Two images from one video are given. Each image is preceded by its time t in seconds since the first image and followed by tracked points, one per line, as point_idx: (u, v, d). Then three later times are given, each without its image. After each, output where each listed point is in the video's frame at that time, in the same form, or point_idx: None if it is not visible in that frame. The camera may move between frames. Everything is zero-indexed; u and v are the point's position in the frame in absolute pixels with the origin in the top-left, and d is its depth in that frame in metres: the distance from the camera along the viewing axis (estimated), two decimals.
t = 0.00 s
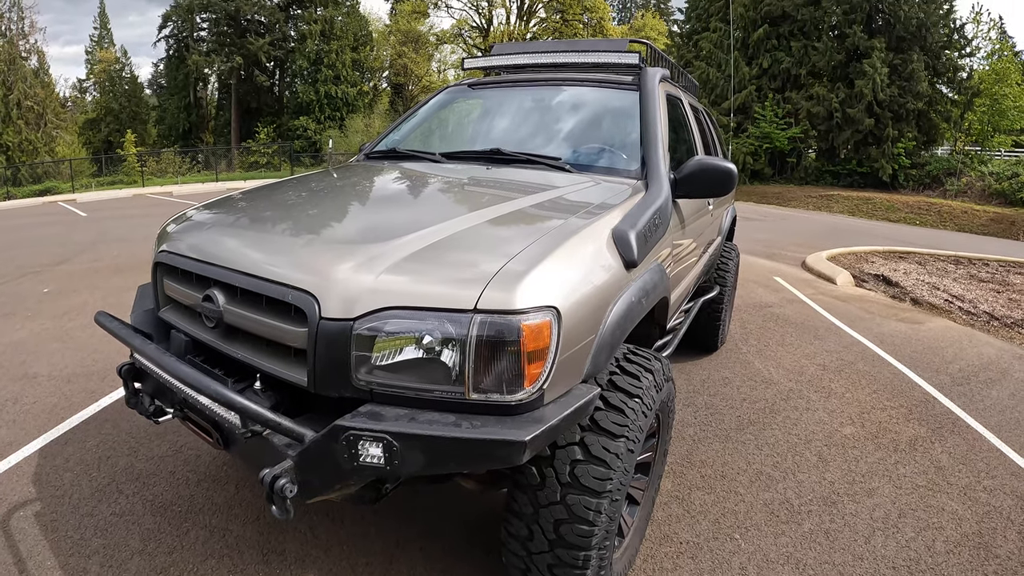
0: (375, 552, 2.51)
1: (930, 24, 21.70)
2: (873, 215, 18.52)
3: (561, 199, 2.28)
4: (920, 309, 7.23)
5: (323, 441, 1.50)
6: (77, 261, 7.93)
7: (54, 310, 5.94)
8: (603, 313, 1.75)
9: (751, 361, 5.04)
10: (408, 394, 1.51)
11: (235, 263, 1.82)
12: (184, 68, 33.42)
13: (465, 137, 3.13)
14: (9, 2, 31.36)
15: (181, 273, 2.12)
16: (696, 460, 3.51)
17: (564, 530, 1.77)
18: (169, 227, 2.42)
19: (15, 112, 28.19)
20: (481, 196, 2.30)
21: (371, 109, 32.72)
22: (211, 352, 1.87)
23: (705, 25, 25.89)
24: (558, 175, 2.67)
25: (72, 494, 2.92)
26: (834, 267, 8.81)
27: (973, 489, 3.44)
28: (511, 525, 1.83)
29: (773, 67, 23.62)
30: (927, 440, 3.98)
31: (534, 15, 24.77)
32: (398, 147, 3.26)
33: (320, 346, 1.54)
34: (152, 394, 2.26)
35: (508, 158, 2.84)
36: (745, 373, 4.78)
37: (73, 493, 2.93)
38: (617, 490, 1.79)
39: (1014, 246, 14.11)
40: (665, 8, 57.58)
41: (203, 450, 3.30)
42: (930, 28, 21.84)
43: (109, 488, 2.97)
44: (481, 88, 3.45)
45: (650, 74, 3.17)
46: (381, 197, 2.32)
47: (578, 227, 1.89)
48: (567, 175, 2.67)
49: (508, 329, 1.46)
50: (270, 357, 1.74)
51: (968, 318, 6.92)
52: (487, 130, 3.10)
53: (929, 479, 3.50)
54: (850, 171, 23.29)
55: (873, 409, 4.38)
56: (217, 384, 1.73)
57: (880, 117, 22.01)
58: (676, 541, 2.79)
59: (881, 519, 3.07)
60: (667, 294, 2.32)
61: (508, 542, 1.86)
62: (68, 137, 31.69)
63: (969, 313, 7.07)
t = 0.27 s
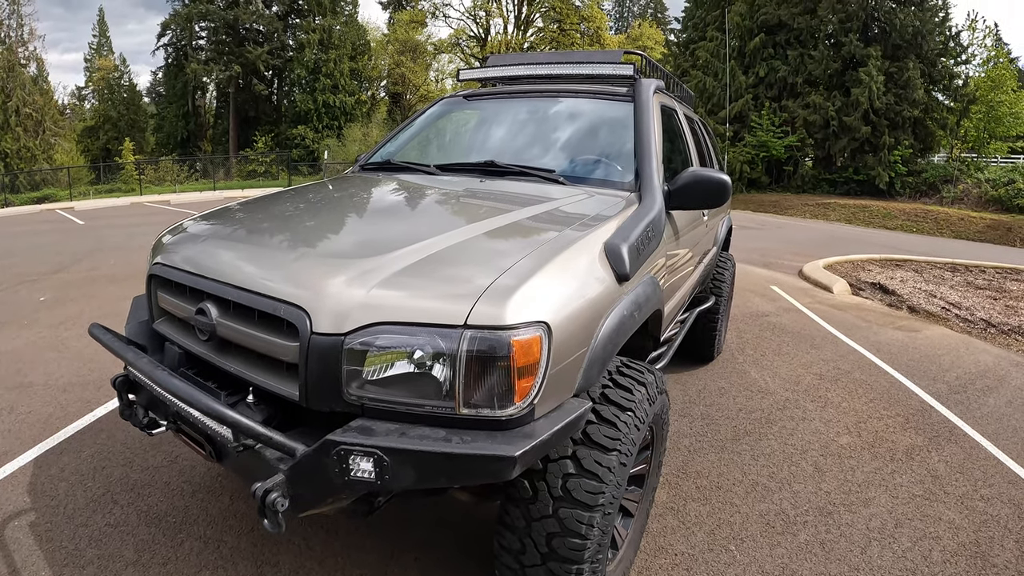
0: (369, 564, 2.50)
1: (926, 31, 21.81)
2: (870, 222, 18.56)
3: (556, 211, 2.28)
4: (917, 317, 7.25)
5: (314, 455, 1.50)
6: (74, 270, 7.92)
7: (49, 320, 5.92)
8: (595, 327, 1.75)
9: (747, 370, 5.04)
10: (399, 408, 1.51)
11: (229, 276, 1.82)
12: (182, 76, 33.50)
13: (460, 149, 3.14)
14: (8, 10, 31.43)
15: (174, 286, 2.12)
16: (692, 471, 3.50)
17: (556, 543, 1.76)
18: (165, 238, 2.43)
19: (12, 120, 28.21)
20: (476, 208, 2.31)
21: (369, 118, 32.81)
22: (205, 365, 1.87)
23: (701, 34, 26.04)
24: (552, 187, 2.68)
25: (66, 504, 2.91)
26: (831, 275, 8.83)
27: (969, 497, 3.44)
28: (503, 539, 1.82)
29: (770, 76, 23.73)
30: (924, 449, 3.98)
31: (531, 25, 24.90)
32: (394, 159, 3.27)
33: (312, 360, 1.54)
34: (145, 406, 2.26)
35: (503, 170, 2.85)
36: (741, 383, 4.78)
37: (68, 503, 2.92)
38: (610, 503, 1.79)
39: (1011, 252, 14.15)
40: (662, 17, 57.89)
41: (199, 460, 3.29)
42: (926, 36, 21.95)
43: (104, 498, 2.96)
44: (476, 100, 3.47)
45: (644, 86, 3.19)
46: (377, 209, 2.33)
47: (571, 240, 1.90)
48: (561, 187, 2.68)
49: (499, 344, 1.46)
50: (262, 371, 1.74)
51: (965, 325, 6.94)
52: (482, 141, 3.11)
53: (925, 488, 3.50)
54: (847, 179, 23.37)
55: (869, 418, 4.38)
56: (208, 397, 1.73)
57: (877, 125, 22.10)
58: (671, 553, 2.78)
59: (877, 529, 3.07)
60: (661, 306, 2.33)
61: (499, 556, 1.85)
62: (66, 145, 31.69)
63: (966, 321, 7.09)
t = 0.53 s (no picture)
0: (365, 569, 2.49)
1: (925, 34, 21.83)
2: (869, 225, 18.57)
3: (552, 217, 2.28)
4: (916, 320, 7.25)
5: (306, 463, 1.50)
6: (74, 273, 7.94)
7: (48, 323, 5.93)
8: (587, 334, 1.76)
9: (746, 375, 5.04)
10: (391, 415, 1.52)
11: (224, 283, 1.82)
12: (182, 79, 33.56)
13: (457, 154, 3.14)
14: (8, 13, 31.52)
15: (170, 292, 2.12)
16: (689, 476, 3.50)
17: (549, 550, 1.76)
18: (162, 243, 2.43)
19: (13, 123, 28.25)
20: (473, 213, 2.31)
21: (369, 121, 32.86)
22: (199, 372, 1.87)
23: (701, 38, 26.10)
24: (548, 193, 2.68)
25: (64, 508, 2.91)
26: (830, 279, 8.83)
27: (968, 502, 3.44)
28: (497, 546, 1.81)
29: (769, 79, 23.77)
30: (922, 453, 3.98)
31: (530, 28, 24.95)
32: (391, 164, 3.27)
33: (304, 368, 1.55)
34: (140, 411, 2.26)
35: (499, 176, 2.85)
36: (739, 388, 4.78)
37: (65, 507, 2.92)
38: (603, 510, 1.79)
39: (1011, 255, 14.14)
40: (662, 20, 57.98)
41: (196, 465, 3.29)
42: (925, 39, 21.97)
43: (102, 502, 2.96)
44: (473, 104, 3.47)
45: (641, 90, 3.19)
46: (375, 214, 2.33)
47: (566, 246, 1.90)
48: (557, 193, 2.68)
49: (490, 352, 1.47)
50: (256, 377, 1.74)
51: (964, 328, 6.94)
52: (479, 147, 3.11)
53: (924, 493, 3.49)
54: (846, 182, 23.39)
55: (868, 422, 4.38)
56: (203, 404, 1.73)
57: (876, 127, 22.10)
58: (667, 559, 2.78)
59: (875, 534, 3.06)
60: (656, 312, 2.34)
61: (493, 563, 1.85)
62: (66, 148, 31.73)
63: (965, 324, 7.08)
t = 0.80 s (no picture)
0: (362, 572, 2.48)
1: (925, 36, 21.85)
2: (869, 228, 18.58)
3: (550, 220, 2.29)
4: (916, 322, 7.24)
5: (301, 466, 1.51)
6: (74, 276, 7.94)
7: (48, 326, 5.93)
8: (583, 337, 1.76)
9: (745, 378, 5.04)
10: (387, 419, 1.52)
11: (222, 286, 1.82)
12: (183, 82, 33.60)
13: (455, 157, 3.14)
14: (9, 16, 31.58)
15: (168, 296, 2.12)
16: (688, 479, 3.50)
17: (545, 554, 1.76)
18: (161, 246, 2.43)
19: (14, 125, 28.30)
20: (470, 216, 2.31)
21: (370, 124, 32.91)
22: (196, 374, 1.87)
23: (700, 41, 26.14)
24: (545, 196, 2.68)
25: (62, 511, 2.91)
26: (830, 281, 8.83)
27: (968, 504, 3.43)
28: (492, 550, 1.81)
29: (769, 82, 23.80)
30: (922, 455, 3.97)
31: (530, 31, 24.98)
32: (389, 168, 3.27)
33: (299, 371, 1.55)
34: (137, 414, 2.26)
35: (496, 179, 2.85)
36: (739, 391, 4.78)
37: (64, 510, 2.92)
38: (599, 514, 1.79)
39: (1012, 257, 14.13)
40: (662, 23, 58.04)
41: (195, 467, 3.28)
42: (925, 41, 21.99)
43: (100, 505, 2.95)
44: (472, 107, 3.47)
45: (639, 93, 3.19)
46: (374, 217, 2.33)
47: (563, 249, 1.90)
48: (555, 196, 2.68)
49: (485, 356, 1.47)
50: (251, 380, 1.74)
51: (964, 330, 6.93)
52: (476, 150, 3.12)
53: (923, 495, 3.49)
54: (846, 184, 23.41)
55: (867, 425, 4.37)
56: (198, 407, 1.73)
57: (876, 130, 22.12)
58: (665, 562, 2.78)
59: (874, 537, 3.06)
60: (653, 315, 2.34)
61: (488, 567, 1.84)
62: (67, 151, 31.76)
63: (965, 326, 7.08)
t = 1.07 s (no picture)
0: None
1: (924, 39, 21.86)
2: (869, 230, 18.58)
3: (547, 223, 2.28)
4: (917, 325, 7.23)
5: (296, 470, 1.50)
6: (73, 278, 7.95)
7: (47, 329, 5.92)
8: (579, 340, 1.75)
9: (745, 381, 5.02)
10: (381, 423, 1.51)
11: (218, 289, 1.82)
12: (183, 85, 33.65)
13: (454, 160, 3.14)
14: (10, 19, 31.66)
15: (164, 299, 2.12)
16: (687, 483, 3.49)
17: (541, 557, 1.75)
18: (158, 249, 2.42)
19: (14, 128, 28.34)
20: (467, 220, 2.30)
21: (370, 127, 32.96)
22: (191, 378, 1.87)
23: (700, 43, 26.18)
24: (544, 199, 2.67)
25: (59, 514, 2.90)
26: (829, 284, 8.82)
27: (967, 508, 3.42)
28: (488, 554, 1.79)
29: (769, 84, 23.82)
30: (920, 458, 3.97)
31: (530, 34, 25.01)
32: (387, 171, 3.26)
33: (293, 374, 1.54)
34: (134, 418, 2.25)
35: (493, 182, 2.85)
36: (738, 394, 4.77)
37: (61, 512, 2.91)
38: (595, 518, 1.78)
39: (1012, 259, 14.10)
40: (662, 26, 58.10)
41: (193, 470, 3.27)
42: (924, 43, 22.00)
43: (97, 508, 2.95)
44: (470, 110, 3.47)
45: (638, 95, 3.18)
46: (372, 221, 2.32)
47: (559, 253, 1.89)
48: (553, 199, 2.67)
49: (478, 359, 1.46)
50: (247, 385, 1.74)
51: (964, 332, 6.92)
52: (474, 153, 3.11)
53: (923, 499, 3.47)
54: (846, 187, 23.41)
55: (867, 428, 4.36)
56: (193, 410, 1.73)
57: (876, 132, 22.13)
58: (664, 566, 2.76)
59: (873, 541, 3.05)
60: (650, 318, 2.33)
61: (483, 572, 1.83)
62: (67, 153, 31.79)
63: (965, 328, 7.06)
